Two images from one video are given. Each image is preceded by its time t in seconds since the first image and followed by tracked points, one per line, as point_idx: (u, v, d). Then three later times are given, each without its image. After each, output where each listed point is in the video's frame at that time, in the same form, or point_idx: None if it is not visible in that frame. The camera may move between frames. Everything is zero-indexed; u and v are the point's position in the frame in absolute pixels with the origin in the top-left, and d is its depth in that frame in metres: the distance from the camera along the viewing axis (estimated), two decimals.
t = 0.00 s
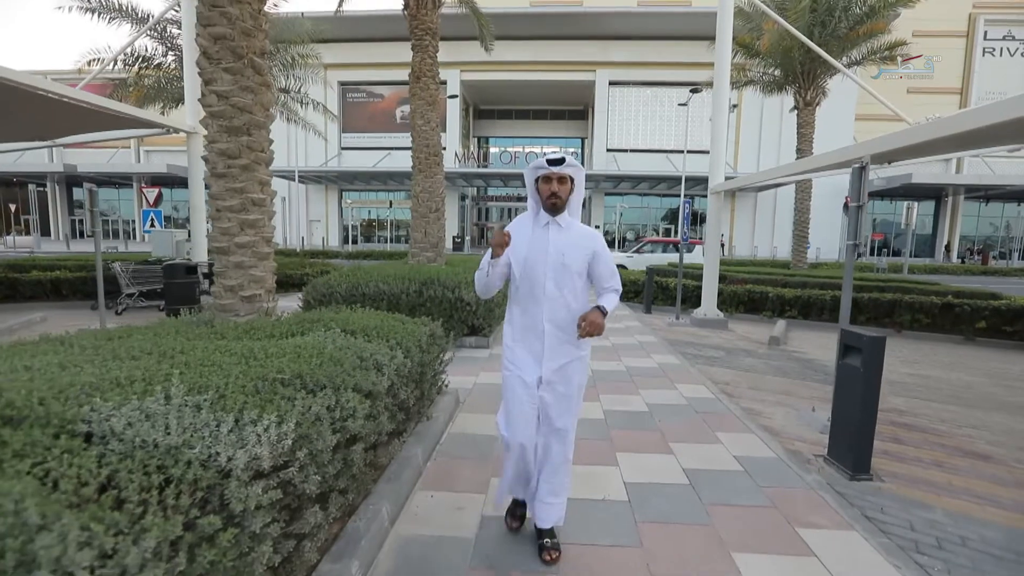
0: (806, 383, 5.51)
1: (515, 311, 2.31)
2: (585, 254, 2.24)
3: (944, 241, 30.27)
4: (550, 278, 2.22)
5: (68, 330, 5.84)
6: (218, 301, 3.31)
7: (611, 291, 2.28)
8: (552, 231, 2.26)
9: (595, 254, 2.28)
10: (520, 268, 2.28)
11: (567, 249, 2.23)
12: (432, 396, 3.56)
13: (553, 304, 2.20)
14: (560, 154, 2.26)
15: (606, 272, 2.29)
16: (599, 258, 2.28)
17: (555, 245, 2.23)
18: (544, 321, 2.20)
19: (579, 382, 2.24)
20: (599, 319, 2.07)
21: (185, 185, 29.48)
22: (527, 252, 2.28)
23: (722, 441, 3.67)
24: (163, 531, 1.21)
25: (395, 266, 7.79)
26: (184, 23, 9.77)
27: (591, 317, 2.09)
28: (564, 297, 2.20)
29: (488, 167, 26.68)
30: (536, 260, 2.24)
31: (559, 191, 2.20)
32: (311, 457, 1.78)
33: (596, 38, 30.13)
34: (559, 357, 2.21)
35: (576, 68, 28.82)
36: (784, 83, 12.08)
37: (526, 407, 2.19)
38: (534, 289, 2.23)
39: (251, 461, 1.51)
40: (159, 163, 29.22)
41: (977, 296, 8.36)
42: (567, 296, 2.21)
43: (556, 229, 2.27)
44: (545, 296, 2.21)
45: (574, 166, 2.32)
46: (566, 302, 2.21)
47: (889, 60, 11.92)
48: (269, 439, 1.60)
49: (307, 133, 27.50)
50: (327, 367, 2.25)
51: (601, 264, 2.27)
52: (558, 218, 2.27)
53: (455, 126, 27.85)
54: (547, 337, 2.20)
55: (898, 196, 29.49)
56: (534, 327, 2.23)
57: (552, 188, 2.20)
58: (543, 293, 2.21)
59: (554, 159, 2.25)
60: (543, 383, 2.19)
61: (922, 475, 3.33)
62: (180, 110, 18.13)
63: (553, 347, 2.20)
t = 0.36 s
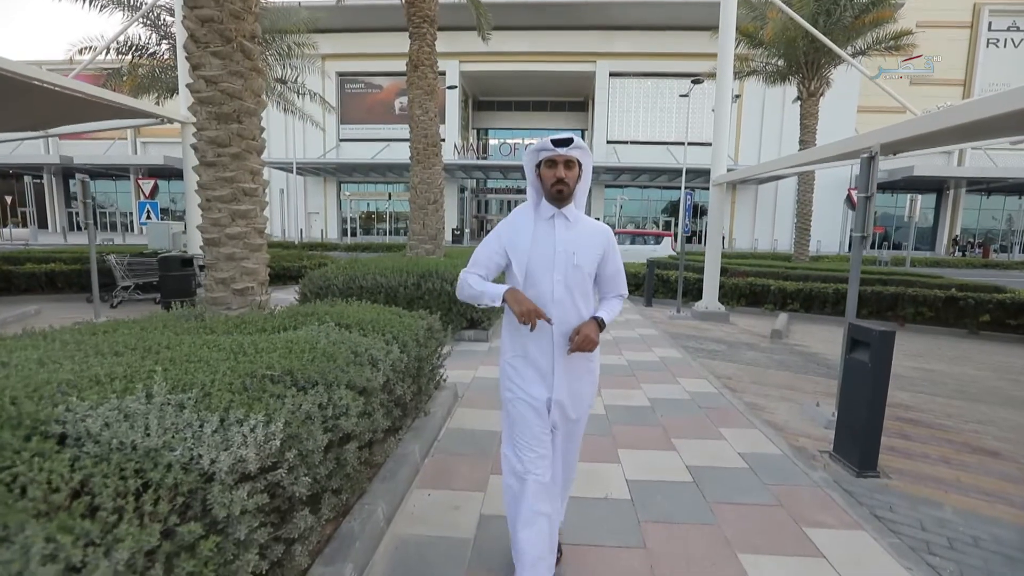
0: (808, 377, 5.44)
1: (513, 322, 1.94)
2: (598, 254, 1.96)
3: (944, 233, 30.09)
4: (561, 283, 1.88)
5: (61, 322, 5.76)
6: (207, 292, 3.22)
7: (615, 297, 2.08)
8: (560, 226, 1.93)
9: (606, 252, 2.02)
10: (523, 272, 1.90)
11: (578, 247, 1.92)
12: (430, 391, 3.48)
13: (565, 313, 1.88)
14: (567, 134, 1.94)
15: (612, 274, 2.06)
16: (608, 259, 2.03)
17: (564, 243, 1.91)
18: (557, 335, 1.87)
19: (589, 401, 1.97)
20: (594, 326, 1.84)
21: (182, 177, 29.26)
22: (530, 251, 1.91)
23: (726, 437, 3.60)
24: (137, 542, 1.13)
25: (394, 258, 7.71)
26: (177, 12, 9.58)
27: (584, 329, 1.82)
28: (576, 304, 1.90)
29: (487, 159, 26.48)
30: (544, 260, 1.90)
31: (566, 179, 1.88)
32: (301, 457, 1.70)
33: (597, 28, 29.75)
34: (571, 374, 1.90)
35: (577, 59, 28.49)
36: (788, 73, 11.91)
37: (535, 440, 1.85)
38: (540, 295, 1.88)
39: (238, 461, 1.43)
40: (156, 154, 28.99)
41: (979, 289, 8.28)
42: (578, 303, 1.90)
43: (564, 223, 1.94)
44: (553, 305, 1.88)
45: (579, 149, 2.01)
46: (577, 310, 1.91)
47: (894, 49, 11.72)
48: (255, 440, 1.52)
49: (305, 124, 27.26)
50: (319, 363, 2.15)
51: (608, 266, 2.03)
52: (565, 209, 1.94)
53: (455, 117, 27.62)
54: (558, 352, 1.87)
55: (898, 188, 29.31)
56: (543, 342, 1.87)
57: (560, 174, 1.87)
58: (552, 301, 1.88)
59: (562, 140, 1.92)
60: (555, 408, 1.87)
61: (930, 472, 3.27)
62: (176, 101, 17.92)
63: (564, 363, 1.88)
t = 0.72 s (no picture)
0: (805, 364, 5.54)
1: (511, 313, 1.79)
2: (606, 241, 1.83)
3: (942, 223, 30.14)
4: (564, 273, 1.74)
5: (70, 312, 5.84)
6: (218, 279, 3.29)
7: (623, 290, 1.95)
8: (563, 209, 1.79)
9: (613, 240, 1.90)
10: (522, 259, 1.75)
11: (583, 233, 1.79)
12: (435, 377, 3.57)
13: (569, 305, 1.75)
14: (570, 109, 1.82)
15: (619, 266, 1.94)
16: (614, 248, 1.91)
17: (569, 228, 1.78)
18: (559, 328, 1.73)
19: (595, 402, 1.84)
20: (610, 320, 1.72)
21: (180, 167, 29.13)
22: (530, 237, 1.76)
23: (723, 421, 3.69)
24: (171, 511, 1.18)
25: (397, 249, 7.78)
26: None
27: (597, 322, 1.70)
28: (581, 295, 1.77)
29: (486, 149, 26.38)
30: (547, 247, 1.75)
31: (568, 156, 1.76)
32: (317, 437, 1.78)
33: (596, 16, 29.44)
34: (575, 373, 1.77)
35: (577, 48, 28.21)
36: (788, 63, 11.90)
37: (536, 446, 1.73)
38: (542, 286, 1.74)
39: (260, 440, 1.51)
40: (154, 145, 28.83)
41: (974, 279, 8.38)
42: (584, 295, 1.78)
43: (567, 207, 1.81)
44: (556, 297, 1.74)
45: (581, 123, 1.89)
46: (582, 305, 1.78)
47: (895, 39, 11.69)
48: (275, 419, 1.59)
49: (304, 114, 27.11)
50: (330, 349, 2.22)
51: (614, 255, 1.92)
52: (568, 192, 1.82)
53: (454, 107, 27.48)
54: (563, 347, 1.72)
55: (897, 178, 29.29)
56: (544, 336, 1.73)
57: (562, 152, 1.75)
58: (556, 292, 1.74)
59: (564, 114, 1.80)
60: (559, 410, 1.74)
61: (922, 455, 3.36)
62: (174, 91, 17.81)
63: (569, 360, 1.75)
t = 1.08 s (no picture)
0: (798, 352, 5.69)
1: (509, 308, 1.75)
2: (612, 241, 1.77)
3: (941, 214, 30.19)
4: (562, 270, 1.69)
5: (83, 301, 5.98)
6: (230, 271, 3.42)
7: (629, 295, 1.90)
8: (567, 204, 1.75)
9: (621, 240, 1.83)
10: (519, 251, 1.73)
11: (587, 230, 1.73)
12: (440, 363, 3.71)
13: (569, 305, 1.69)
14: (577, 95, 1.71)
15: (628, 267, 1.90)
16: (622, 248, 1.85)
17: (571, 222, 1.73)
18: (552, 327, 1.68)
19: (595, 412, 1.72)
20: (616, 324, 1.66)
21: (179, 157, 29.03)
22: (529, 230, 1.72)
23: (717, 406, 3.84)
24: (215, 476, 1.31)
25: (400, 240, 7.91)
26: None
27: (612, 325, 1.66)
28: (581, 295, 1.70)
29: (486, 140, 26.34)
30: (546, 242, 1.72)
31: (573, 151, 1.68)
32: (335, 416, 1.91)
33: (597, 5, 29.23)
34: (573, 376, 1.69)
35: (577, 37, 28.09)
36: (787, 54, 11.93)
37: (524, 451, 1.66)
38: (539, 282, 1.71)
39: (284, 417, 1.63)
40: (152, 135, 28.71)
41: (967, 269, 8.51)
42: (584, 295, 1.71)
43: (572, 203, 1.75)
44: (554, 296, 1.69)
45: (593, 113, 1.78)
46: (585, 305, 1.71)
47: (894, 30, 11.70)
48: (299, 399, 1.72)
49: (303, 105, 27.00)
50: (343, 336, 2.35)
51: (623, 255, 1.87)
52: (573, 186, 1.75)
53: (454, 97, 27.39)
54: (557, 349, 1.67)
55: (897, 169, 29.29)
56: (539, 334, 1.69)
57: (567, 146, 1.67)
58: (554, 289, 1.69)
59: (570, 102, 1.70)
60: (552, 414, 1.67)
61: (906, 438, 3.51)
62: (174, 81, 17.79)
63: (565, 364, 1.68)
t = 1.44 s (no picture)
0: (791, 340, 5.83)
1: (513, 301, 1.71)
2: (626, 228, 1.68)
3: (941, 206, 30.18)
4: (570, 262, 1.62)
5: (94, 289, 6.12)
6: (239, 258, 3.57)
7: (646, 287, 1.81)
8: (576, 189, 1.67)
9: (636, 229, 1.73)
10: (525, 242, 1.67)
11: (598, 218, 1.66)
12: (442, 347, 3.88)
13: (577, 298, 1.62)
14: (589, 73, 1.60)
15: (643, 258, 1.80)
16: (638, 236, 1.76)
17: (581, 210, 1.65)
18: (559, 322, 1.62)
19: (602, 412, 1.68)
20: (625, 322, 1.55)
21: (178, 148, 28.98)
22: (534, 219, 1.66)
23: (709, 389, 4.00)
24: (242, 438, 1.46)
25: (403, 230, 8.04)
26: None
27: (619, 317, 1.56)
28: (591, 288, 1.63)
29: (486, 130, 26.32)
30: (553, 230, 1.65)
31: (584, 135, 1.59)
32: (347, 390, 2.07)
33: None
34: (577, 375, 1.64)
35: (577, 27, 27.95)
36: (786, 45, 11.98)
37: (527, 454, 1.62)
38: (547, 274, 1.64)
39: (302, 389, 1.79)
40: (151, 126, 28.63)
41: (960, 260, 8.64)
42: (594, 288, 1.64)
43: (582, 187, 1.68)
44: (560, 289, 1.62)
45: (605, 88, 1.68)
46: (594, 298, 1.64)
47: (893, 21, 11.72)
48: (314, 372, 1.88)
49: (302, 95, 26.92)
50: (352, 318, 2.50)
51: (640, 242, 1.77)
52: (583, 171, 1.67)
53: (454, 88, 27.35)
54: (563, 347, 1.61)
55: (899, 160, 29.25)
56: (545, 330, 1.63)
57: (577, 131, 1.58)
58: (561, 281, 1.62)
59: (580, 81, 1.59)
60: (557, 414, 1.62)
61: (888, 419, 3.67)
62: (175, 71, 17.76)
63: (571, 362, 1.63)
